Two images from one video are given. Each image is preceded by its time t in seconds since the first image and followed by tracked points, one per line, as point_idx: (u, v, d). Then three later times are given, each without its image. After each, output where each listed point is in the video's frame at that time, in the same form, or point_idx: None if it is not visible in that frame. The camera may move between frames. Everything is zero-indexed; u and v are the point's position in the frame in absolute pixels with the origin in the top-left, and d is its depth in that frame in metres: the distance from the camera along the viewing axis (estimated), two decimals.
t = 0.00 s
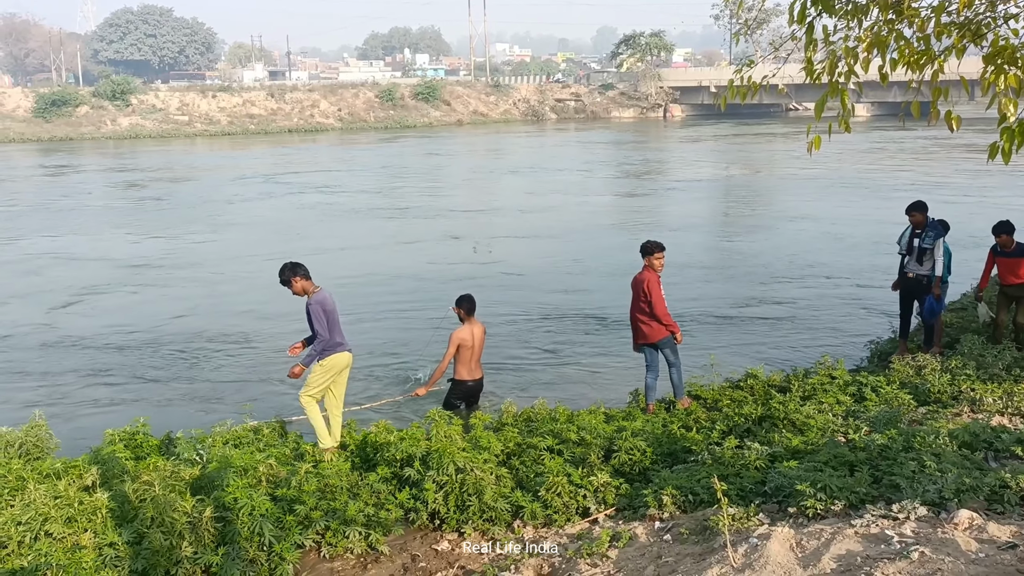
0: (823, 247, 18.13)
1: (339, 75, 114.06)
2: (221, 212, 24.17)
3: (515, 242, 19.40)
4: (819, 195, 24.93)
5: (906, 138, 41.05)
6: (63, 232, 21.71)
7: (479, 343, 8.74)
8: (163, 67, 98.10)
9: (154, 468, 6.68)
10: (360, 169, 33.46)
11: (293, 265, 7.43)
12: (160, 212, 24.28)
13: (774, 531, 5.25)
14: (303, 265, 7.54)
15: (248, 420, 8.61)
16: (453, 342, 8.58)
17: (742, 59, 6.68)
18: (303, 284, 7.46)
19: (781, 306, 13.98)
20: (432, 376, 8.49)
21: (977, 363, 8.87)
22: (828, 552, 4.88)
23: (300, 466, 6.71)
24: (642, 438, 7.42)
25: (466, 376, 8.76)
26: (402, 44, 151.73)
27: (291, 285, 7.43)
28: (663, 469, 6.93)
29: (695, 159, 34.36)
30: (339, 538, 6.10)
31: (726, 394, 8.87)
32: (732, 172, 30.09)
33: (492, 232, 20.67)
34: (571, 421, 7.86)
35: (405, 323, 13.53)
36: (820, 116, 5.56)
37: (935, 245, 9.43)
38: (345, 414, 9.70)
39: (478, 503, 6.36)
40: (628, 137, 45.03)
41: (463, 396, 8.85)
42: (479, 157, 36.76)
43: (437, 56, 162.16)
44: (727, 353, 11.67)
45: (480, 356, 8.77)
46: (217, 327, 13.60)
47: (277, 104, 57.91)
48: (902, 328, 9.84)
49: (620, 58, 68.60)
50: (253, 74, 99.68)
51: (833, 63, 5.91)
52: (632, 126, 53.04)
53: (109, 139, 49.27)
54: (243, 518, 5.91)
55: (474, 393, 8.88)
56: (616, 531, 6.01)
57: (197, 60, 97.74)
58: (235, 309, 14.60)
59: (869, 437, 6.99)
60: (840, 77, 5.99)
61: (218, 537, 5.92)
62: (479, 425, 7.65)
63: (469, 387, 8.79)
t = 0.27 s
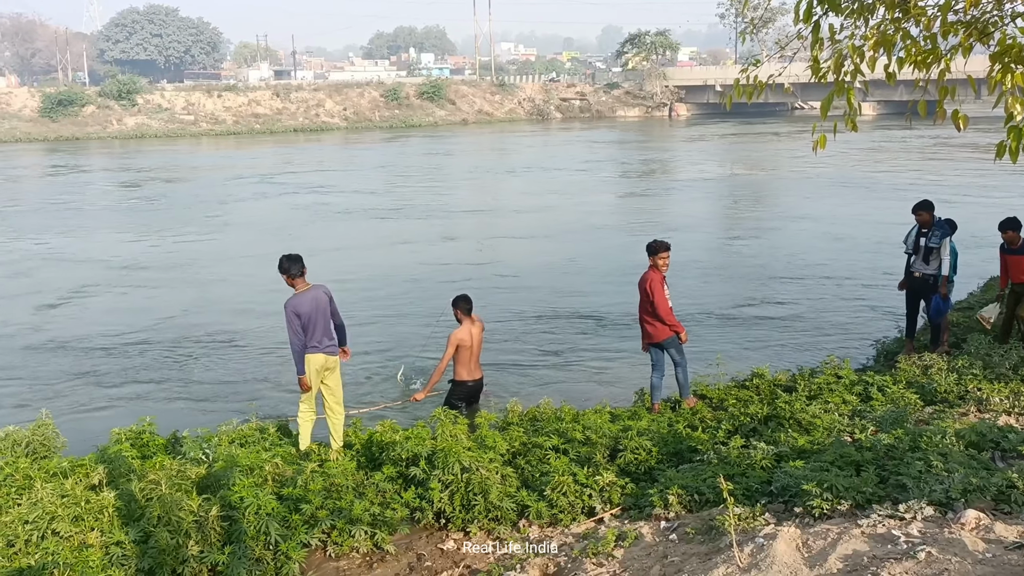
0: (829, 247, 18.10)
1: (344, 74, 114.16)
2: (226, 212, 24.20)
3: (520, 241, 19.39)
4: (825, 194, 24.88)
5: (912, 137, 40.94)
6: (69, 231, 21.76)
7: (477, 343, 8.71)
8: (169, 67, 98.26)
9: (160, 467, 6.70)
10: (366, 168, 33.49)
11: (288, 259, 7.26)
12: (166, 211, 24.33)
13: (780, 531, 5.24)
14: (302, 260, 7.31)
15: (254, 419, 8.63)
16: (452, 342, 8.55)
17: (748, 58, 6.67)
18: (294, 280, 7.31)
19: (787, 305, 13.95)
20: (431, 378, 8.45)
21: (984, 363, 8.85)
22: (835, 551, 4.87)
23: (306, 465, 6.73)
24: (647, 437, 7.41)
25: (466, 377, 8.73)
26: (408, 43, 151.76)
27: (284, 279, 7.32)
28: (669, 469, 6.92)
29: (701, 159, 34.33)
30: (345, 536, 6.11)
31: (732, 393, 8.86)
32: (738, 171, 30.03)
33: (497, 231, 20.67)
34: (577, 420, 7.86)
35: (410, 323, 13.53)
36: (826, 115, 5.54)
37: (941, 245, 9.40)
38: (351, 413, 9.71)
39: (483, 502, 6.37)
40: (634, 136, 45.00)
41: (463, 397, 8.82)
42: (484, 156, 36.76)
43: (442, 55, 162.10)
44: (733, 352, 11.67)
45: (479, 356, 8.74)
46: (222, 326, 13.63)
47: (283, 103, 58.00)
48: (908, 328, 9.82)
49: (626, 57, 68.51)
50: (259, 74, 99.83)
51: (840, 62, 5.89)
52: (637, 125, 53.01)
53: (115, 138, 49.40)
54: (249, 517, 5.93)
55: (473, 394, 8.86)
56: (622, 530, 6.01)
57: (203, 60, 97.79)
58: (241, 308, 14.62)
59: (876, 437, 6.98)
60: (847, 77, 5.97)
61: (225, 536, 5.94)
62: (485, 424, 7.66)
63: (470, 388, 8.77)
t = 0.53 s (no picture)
0: (834, 246, 18.07)
1: (348, 74, 114.25)
2: (231, 212, 24.22)
3: (524, 241, 19.38)
4: (829, 194, 24.85)
5: (917, 136, 40.86)
6: (74, 231, 21.78)
7: (474, 342, 8.66)
8: (174, 67, 98.43)
9: (165, 467, 6.71)
10: (370, 168, 33.51)
11: (288, 256, 7.22)
12: (171, 211, 24.37)
13: (786, 531, 5.23)
14: (304, 258, 7.25)
15: (258, 420, 8.64)
16: (448, 343, 8.52)
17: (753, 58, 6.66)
18: (294, 278, 7.27)
19: (791, 305, 13.94)
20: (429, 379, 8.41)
21: (989, 363, 8.83)
22: (840, 552, 4.86)
23: (310, 466, 6.74)
24: (652, 437, 7.41)
25: (464, 376, 8.70)
26: (412, 43, 151.84)
27: (284, 274, 7.31)
28: (673, 469, 6.91)
29: (705, 158, 34.31)
30: (350, 536, 6.11)
31: (737, 393, 8.85)
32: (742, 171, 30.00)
33: (501, 231, 20.68)
34: (581, 420, 7.85)
35: (415, 322, 13.54)
36: (831, 115, 5.53)
37: (946, 244, 9.39)
38: (355, 412, 9.72)
39: (488, 502, 6.37)
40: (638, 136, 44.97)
41: (462, 397, 8.79)
42: (488, 156, 36.76)
43: (446, 55, 162.14)
44: (738, 352, 11.66)
45: (477, 354, 8.70)
46: (227, 326, 13.65)
47: (287, 104, 58.06)
48: (913, 328, 9.81)
49: (630, 56, 68.47)
50: (263, 75, 99.94)
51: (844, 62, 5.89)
52: (642, 125, 52.98)
53: (120, 138, 49.49)
54: (254, 517, 5.94)
55: (473, 394, 8.81)
56: (627, 531, 6.00)
57: (207, 60, 97.88)
58: (245, 308, 14.63)
59: (881, 437, 6.97)
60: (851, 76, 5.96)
61: (230, 535, 5.94)
62: (489, 424, 7.66)
63: (468, 388, 8.73)
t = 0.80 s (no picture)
0: (839, 246, 18.04)
1: (353, 74, 114.37)
2: (235, 212, 24.27)
3: (528, 241, 19.39)
4: (834, 194, 24.82)
5: (922, 136, 40.78)
6: (79, 231, 21.86)
7: (472, 341, 8.63)
8: (179, 68, 98.62)
9: (170, 466, 6.73)
10: (374, 168, 33.55)
11: (301, 255, 7.24)
12: (175, 211, 24.43)
13: (790, 531, 5.23)
14: (316, 258, 7.26)
15: (263, 419, 8.65)
16: (445, 340, 8.53)
17: (758, 57, 6.64)
18: (304, 276, 7.26)
19: (796, 305, 13.92)
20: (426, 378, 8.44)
21: (995, 363, 8.82)
22: (845, 552, 4.85)
23: (315, 465, 6.76)
24: (656, 437, 7.41)
25: (465, 375, 8.67)
26: (416, 43, 151.91)
27: (295, 273, 7.32)
28: (678, 469, 6.90)
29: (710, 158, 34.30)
30: (354, 536, 6.12)
31: (742, 393, 8.84)
32: (747, 171, 29.96)
33: (506, 231, 20.69)
34: (586, 420, 7.85)
35: (419, 323, 13.55)
36: (836, 114, 5.51)
37: (952, 244, 9.37)
38: (360, 413, 9.73)
39: (492, 502, 6.36)
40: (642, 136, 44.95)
41: (463, 397, 8.75)
42: (492, 156, 36.76)
43: (451, 55, 162.21)
44: (742, 352, 11.65)
45: (478, 353, 8.68)
46: (232, 326, 13.67)
47: (292, 104, 58.16)
48: (919, 327, 9.80)
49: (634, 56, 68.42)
50: (268, 75, 100.04)
51: (849, 61, 5.87)
52: (646, 125, 52.96)
53: (125, 139, 49.61)
54: (259, 517, 5.95)
55: (475, 393, 8.77)
56: (631, 531, 5.99)
57: (212, 60, 97.99)
58: (250, 307, 14.66)
59: (886, 437, 6.96)
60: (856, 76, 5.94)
61: (235, 535, 5.95)
62: (493, 424, 7.67)
63: (470, 387, 8.70)
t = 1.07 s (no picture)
0: (844, 245, 18.00)
1: (357, 74, 114.44)
2: (240, 211, 24.30)
3: (532, 241, 19.37)
4: (838, 193, 24.77)
5: (928, 135, 40.65)
6: (84, 231, 21.91)
7: (480, 340, 8.63)
8: (184, 68, 98.75)
9: (175, 466, 6.74)
10: (379, 168, 33.57)
11: (314, 252, 7.24)
12: (180, 211, 24.46)
13: (795, 531, 5.22)
14: (328, 256, 7.26)
15: (267, 419, 8.65)
16: (452, 339, 8.55)
17: (762, 56, 6.61)
18: (316, 274, 7.27)
19: (801, 304, 13.89)
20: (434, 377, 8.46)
21: (1000, 363, 8.80)
22: (850, 552, 4.85)
23: (319, 464, 6.76)
24: (661, 437, 7.40)
25: (472, 375, 8.64)
26: (420, 42, 151.91)
27: (307, 270, 7.32)
28: (682, 469, 6.89)
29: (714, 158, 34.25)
30: (359, 536, 6.12)
31: (746, 393, 8.82)
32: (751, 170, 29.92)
33: (510, 231, 20.69)
34: (590, 419, 7.84)
35: (424, 322, 13.55)
36: (840, 114, 5.49)
37: (957, 244, 9.34)
38: (364, 412, 9.74)
39: (496, 502, 6.36)
40: (646, 136, 44.90)
41: (470, 396, 8.72)
42: (497, 156, 36.75)
43: (455, 54, 162.22)
44: (747, 352, 11.64)
45: (484, 352, 8.67)
46: (236, 325, 13.68)
47: (296, 103, 58.23)
48: (924, 327, 9.77)
49: (639, 56, 68.34)
50: (272, 75, 100.14)
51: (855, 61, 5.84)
52: (651, 124, 52.91)
53: (130, 138, 49.71)
54: (264, 516, 5.95)
55: (481, 393, 8.74)
56: (636, 531, 5.99)
57: (216, 60, 98.05)
58: (255, 307, 14.68)
59: (891, 437, 6.94)
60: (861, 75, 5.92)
61: (240, 534, 5.95)
62: (498, 423, 7.66)
63: (477, 386, 8.67)
